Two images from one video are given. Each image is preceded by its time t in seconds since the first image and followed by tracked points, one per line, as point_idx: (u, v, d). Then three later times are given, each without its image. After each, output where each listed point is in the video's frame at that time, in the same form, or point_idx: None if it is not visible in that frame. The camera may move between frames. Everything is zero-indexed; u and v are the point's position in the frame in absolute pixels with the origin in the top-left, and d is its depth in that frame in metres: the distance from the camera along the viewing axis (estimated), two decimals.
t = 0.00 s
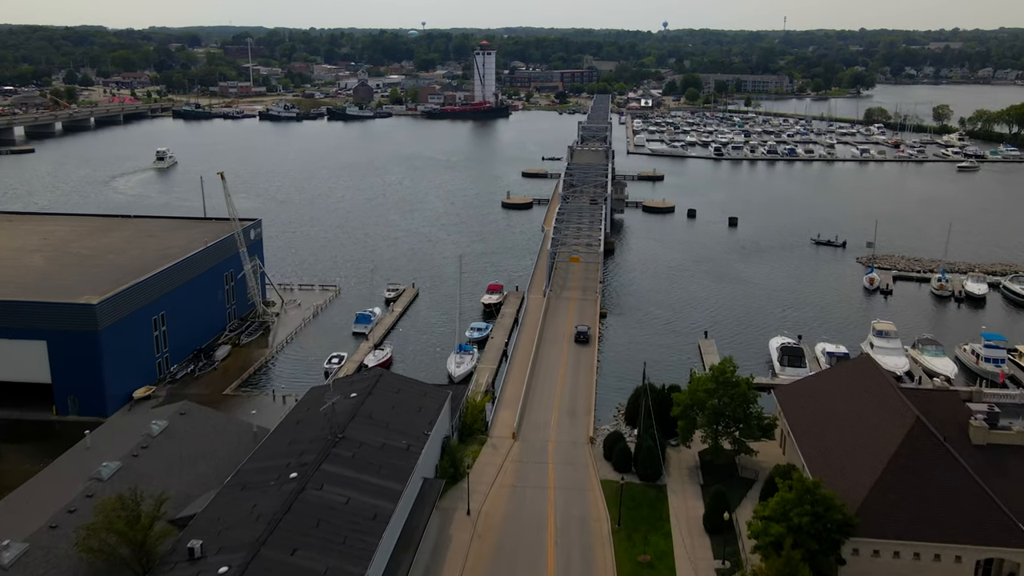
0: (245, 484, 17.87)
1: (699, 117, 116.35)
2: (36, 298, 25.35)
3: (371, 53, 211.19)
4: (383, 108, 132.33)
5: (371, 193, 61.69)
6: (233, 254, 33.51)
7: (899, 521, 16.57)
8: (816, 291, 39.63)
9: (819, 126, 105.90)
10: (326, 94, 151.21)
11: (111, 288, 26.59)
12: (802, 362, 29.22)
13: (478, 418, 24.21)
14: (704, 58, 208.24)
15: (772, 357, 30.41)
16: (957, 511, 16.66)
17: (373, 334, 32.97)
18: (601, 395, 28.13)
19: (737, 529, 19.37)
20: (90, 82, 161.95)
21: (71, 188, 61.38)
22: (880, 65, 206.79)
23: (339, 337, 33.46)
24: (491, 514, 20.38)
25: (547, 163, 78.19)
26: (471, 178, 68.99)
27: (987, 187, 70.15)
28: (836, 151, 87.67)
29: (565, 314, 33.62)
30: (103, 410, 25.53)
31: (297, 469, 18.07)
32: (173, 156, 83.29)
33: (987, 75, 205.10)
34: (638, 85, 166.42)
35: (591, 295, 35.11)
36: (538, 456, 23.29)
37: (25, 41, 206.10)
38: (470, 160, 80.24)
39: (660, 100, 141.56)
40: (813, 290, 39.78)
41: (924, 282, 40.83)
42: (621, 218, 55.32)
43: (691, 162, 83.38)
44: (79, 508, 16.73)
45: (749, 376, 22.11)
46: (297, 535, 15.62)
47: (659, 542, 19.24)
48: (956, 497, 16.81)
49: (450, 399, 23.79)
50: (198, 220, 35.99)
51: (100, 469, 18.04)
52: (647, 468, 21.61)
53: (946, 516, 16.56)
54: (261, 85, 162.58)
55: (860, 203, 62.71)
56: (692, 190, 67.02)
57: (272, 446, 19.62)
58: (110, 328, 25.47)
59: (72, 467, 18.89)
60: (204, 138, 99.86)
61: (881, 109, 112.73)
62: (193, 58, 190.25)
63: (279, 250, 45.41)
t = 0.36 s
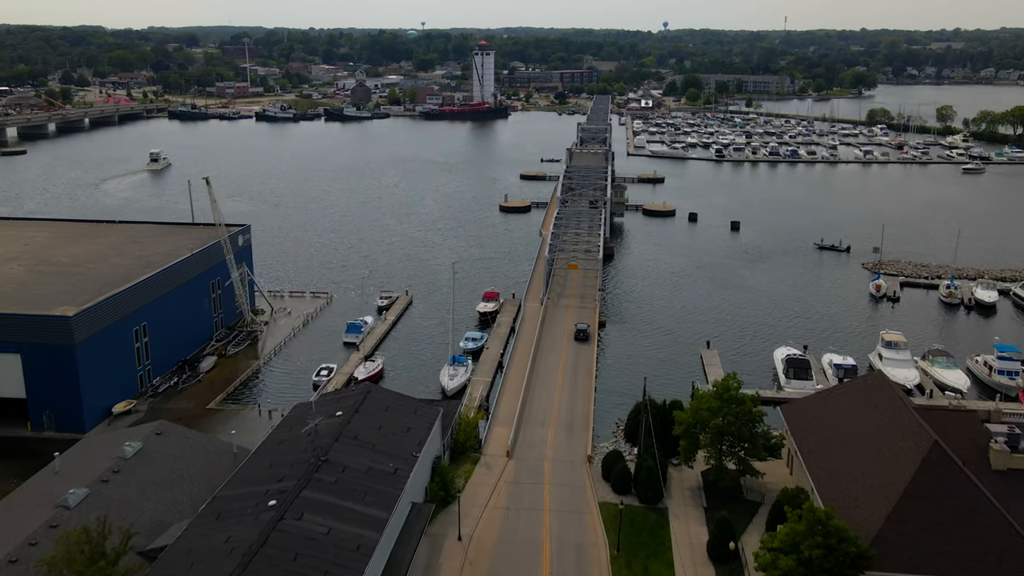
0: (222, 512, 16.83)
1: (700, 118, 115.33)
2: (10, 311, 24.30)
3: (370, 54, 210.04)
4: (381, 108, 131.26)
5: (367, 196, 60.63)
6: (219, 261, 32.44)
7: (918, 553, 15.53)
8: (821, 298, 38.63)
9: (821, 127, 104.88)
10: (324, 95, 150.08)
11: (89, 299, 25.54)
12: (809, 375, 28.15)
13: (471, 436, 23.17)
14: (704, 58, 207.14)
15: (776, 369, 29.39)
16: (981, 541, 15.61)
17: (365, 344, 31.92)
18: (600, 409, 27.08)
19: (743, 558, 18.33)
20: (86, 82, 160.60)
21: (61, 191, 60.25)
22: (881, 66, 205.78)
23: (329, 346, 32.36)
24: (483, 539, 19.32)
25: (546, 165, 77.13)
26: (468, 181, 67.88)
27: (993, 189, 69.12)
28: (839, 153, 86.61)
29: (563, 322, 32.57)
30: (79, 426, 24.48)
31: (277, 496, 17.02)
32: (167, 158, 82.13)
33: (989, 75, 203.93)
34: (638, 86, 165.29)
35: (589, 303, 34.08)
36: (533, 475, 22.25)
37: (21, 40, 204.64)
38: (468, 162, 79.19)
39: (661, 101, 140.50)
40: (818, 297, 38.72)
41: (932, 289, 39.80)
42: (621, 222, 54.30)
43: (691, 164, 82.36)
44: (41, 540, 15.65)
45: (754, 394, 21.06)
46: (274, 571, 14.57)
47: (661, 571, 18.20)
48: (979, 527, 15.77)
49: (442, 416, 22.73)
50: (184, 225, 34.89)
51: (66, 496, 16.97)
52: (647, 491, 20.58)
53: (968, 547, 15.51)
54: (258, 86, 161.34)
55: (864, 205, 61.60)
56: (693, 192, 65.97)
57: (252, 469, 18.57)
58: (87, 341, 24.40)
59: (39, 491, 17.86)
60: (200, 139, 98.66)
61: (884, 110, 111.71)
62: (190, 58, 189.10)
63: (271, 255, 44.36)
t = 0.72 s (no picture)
0: (196, 544, 15.75)
1: (701, 119, 114.30)
2: None
3: (369, 54, 208.90)
4: (378, 109, 130.15)
5: (361, 199, 59.53)
6: (205, 269, 31.37)
7: None
8: (828, 306, 37.57)
9: (823, 128, 103.81)
10: (322, 95, 148.94)
11: (66, 310, 24.45)
12: (816, 390, 27.03)
13: (464, 456, 22.12)
14: (705, 59, 205.95)
15: (782, 381, 28.30)
16: None
17: (356, 354, 30.83)
18: (599, 425, 25.99)
19: None
20: (82, 82, 159.33)
21: (50, 194, 59.12)
22: (883, 66, 204.68)
23: (318, 357, 31.27)
24: (475, 568, 18.26)
25: (545, 167, 76.03)
26: (465, 184, 66.79)
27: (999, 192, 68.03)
28: (842, 154, 85.53)
29: (561, 332, 31.51)
30: (54, 444, 23.40)
31: (254, 527, 15.95)
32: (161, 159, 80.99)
33: (992, 75, 202.75)
34: (638, 86, 164.11)
35: (588, 311, 33.02)
36: (528, 497, 21.17)
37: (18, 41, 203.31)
38: (466, 164, 78.10)
39: (662, 102, 139.42)
40: (823, 305, 37.60)
41: (941, 296, 38.73)
42: (621, 226, 53.23)
43: (692, 165, 81.28)
44: None
45: (761, 413, 19.98)
46: None
47: None
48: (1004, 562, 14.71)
49: (432, 436, 21.68)
50: (169, 232, 33.81)
51: (28, 528, 15.88)
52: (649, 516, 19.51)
53: None
54: (255, 86, 160.16)
55: (869, 209, 60.46)
56: (694, 195, 64.90)
57: (230, 496, 17.49)
58: (62, 354, 23.31)
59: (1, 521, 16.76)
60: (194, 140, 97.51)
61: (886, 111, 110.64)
62: (188, 58, 187.92)
63: (262, 260, 43.26)
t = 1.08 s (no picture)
0: None
1: (701, 120, 113.31)
2: None
3: (368, 55, 207.71)
4: (377, 110, 129.09)
5: (357, 202, 58.51)
6: (190, 278, 30.33)
7: None
8: (833, 313, 36.55)
9: (826, 129, 102.79)
10: (319, 96, 147.80)
11: (41, 323, 23.40)
12: (824, 405, 25.87)
13: (456, 477, 21.07)
14: (705, 59, 204.80)
15: (788, 395, 27.22)
16: None
17: (346, 366, 29.77)
18: (597, 442, 24.94)
19: None
20: (78, 83, 158.16)
21: (40, 197, 58.07)
22: (885, 66, 203.66)
23: (307, 369, 30.17)
24: None
25: (544, 169, 75.05)
26: (463, 187, 65.76)
27: (1004, 195, 67.02)
28: (845, 156, 84.50)
29: (559, 343, 30.45)
30: (26, 463, 22.36)
31: (227, 563, 14.88)
32: (155, 161, 79.88)
33: (994, 76, 201.67)
34: (638, 87, 162.98)
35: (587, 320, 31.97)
36: (523, 521, 20.10)
37: (15, 40, 202.29)
38: (464, 167, 77.11)
39: (663, 103, 138.48)
40: (830, 313, 36.52)
41: (949, 304, 37.68)
42: (620, 230, 52.25)
43: (693, 168, 80.27)
44: None
45: (769, 434, 18.90)
46: None
47: None
48: None
49: (422, 457, 20.61)
50: (155, 238, 32.77)
51: None
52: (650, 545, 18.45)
53: None
54: (253, 87, 159.10)
55: (874, 212, 59.43)
56: (695, 197, 63.94)
57: (203, 527, 16.42)
58: (35, 370, 22.25)
59: None
60: (190, 141, 96.48)
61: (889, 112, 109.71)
62: (185, 58, 186.83)
63: (253, 266, 42.23)
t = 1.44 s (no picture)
0: None
1: (702, 121, 112.26)
2: None
3: (366, 55, 206.50)
4: (375, 111, 128.01)
5: (352, 206, 57.47)
6: (175, 288, 29.16)
7: None
8: (840, 322, 35.48)
9: (829, 130, 101.71)
10: (317, 97, 146.72)
11: (15, 337, 22.29)
12: (833, 421, 24.74)
13: (448, 502, 19.99)
14: (706, 59, 203.62)
15: (796, 409, 26.10)
16: None
17: (335, 378, 28.65)
18: (596, 462, 23.81)
19: None
20: (75, 83, 156.99)
21: (30, 201, 57.05)
22: (887, 67, 202.46)
23: (295, 382, 29.03)
24: None
25: (543, 172, 74.03)
26: (460, 190, 64.64)
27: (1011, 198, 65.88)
28: (848, 158, 83.45)
29: (557, 354, 29.32)
30: None
31: None
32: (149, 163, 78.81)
33: (997, 77, 200.41)
34: (639, 87, 161.86)
35: (587, 330, 30.86)
36: (518, 549, 19.00)
37: (12, 40, 201.20)
38: (462, 169, 76.08)
39: (664, 103, 137.40)
40: (836, 322, 35.39)
41: (960, 312, 36.62)
42: (620, 234, 51.22)
43: (695, 170, 79.24)
44: None
45: (778, 458, 17.80)
46: None
47: None
48: None
49: (412, 481, 19.53)
50: (140, 245, 31.66)
51: None
52: None
53: None
54: (251, 87, 157.98)
55: (878, 216, 58.37)
56: (697, 200, 62.90)
57: (175, 561, 15.35)
58: (7, 387, 21.14)
59: None
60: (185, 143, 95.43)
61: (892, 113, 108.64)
62: (183, 58, 185.82)
63: (244, 272, 41.17)
